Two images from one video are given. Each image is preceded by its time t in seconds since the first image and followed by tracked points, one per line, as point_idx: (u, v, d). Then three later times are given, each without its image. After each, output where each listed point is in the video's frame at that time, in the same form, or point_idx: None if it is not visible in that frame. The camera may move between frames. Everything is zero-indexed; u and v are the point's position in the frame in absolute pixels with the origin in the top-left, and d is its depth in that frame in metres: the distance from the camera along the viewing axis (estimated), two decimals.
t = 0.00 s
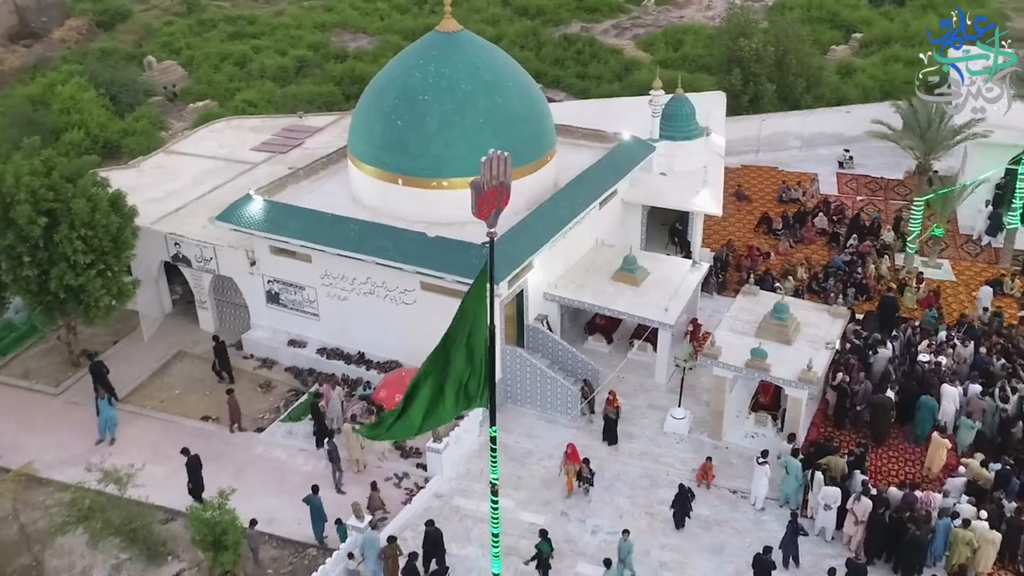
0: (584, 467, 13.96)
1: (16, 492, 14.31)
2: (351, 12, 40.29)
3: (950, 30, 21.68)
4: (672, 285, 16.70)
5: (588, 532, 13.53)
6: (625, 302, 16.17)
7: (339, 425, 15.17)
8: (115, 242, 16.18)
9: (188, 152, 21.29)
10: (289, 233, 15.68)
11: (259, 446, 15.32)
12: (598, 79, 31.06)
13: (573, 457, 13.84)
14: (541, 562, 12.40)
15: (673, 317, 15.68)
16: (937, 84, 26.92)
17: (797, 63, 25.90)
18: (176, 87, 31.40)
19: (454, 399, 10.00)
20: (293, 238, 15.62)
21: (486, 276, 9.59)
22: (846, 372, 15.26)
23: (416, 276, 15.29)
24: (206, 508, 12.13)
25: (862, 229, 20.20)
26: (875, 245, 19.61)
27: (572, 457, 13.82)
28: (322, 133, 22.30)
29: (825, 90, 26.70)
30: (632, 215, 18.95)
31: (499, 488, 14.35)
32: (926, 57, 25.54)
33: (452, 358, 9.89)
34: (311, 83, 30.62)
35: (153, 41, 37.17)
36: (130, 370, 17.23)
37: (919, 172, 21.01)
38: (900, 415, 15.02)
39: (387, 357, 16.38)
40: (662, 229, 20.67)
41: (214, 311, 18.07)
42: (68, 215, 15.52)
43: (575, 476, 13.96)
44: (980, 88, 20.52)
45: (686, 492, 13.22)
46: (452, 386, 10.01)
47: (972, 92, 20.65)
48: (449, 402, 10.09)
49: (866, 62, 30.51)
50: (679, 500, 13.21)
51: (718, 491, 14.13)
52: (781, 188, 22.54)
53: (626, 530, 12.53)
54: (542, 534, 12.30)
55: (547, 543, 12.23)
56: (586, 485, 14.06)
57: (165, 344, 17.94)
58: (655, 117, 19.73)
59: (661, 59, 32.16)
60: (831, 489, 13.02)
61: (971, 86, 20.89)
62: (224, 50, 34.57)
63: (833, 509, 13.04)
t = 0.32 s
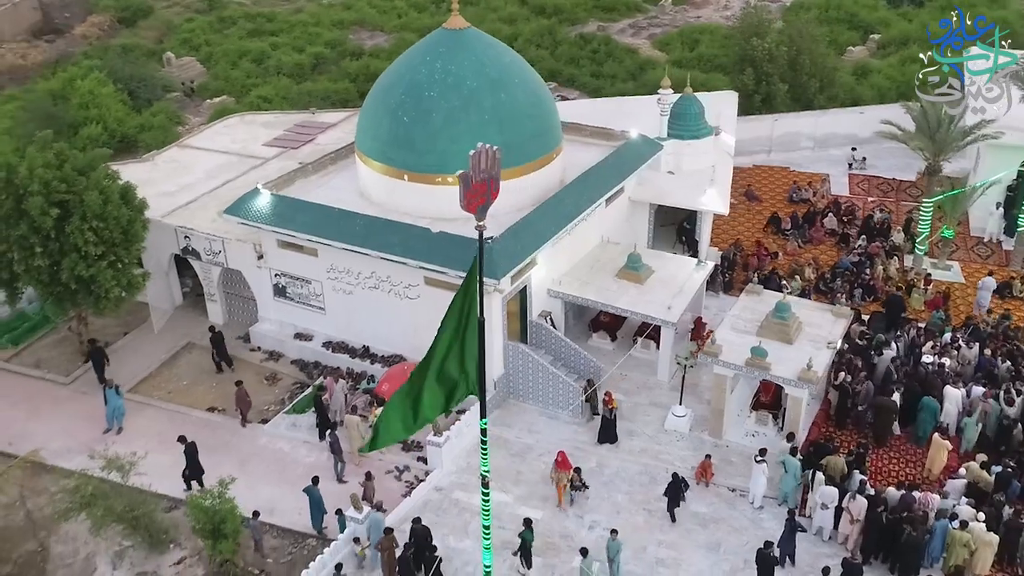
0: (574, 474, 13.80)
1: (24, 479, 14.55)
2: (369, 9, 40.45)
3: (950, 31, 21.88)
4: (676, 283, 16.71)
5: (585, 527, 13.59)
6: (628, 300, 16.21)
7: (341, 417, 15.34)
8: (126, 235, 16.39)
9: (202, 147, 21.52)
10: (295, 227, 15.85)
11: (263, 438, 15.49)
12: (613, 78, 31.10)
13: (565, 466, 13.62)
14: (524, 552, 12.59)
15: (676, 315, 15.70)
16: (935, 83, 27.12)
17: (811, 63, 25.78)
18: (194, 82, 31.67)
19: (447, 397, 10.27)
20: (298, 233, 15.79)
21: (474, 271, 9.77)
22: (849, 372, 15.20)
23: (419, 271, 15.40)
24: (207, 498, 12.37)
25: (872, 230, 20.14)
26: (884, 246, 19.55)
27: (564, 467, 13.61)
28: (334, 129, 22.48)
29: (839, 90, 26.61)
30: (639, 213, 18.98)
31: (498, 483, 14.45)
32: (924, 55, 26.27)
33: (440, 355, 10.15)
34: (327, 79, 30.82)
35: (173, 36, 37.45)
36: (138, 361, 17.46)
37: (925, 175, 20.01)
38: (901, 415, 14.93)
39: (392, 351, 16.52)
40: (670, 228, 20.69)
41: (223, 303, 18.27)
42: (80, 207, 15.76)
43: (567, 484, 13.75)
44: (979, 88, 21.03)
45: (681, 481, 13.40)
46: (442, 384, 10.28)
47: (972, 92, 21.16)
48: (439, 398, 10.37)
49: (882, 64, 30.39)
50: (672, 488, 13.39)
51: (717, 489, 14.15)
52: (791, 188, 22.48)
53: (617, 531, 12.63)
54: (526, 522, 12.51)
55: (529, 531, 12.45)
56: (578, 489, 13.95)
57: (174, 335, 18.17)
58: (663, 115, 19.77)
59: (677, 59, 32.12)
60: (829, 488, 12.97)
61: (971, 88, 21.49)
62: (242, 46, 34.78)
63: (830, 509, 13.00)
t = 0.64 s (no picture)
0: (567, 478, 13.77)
1: (33, 464, 14.84)
2: (387, 7, 40.65)
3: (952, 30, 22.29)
4: (680, 280, 16.75)
5: (582, 521, 13.68)
6: (631, 297, 16.27)
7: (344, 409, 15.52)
8: (138, 226, 16.60)
9: (216, 142, 21.79)
10: (301, 220, 16.07)
11: (268, 428, 15.71)
12: (628, 77, 31.15)
13: (554, 467, 13.70)
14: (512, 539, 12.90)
15: (678, 312, 15.73)
16: (934, 83, 27.15)
17: (824, 63, 25.71)
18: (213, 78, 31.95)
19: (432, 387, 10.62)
20: (305, 226, 16.00)
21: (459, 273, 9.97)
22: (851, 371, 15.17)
23: (423, 265, 15.56)
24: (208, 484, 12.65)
25: (882, 231, 20.09)
26: (893, 247, 19.52)
27: (552, 468, 13.70)
28: (346, 125, 22.68)
29: (852, 90, 26.53)
30: (647, 211, 19.05)
31: (498, 475, 14.57)
32: (923, 56, 26.80)
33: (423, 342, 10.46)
34: (343, 76, 31.05)
35: (193, 32, 37.76)
36: (148, 350, 17.74)
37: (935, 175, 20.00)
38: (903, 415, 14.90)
39: (396, 344, 16.68)
40: (678, 226, 20.72)
41: (232, 295, 18.50)
42: (94, 198, 16.00)
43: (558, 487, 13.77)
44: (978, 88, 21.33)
45: (674, 468, 13.64)
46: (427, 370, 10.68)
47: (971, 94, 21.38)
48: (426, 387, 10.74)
49: (898, 65, 30.29)
50: (666, 477, 13.63)
51: (715, 486, 14.20)
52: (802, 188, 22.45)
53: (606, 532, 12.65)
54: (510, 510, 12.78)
55: (513, 518, 12.72)
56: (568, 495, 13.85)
57: (185, 326, 18.44)
58: (672, 114, 19.84)
59: (693, 58, 32.11)
60: (824, 486, 12.97)
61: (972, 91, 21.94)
62: (261, 42, 34.99)
63: (825, 507, 13.02)
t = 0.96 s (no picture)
0: (553, 480, 13.60)
1: (38, 451, 15.08)
2: (401, 4, 40.79)
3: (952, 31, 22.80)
4: (680, 278, 16.79)
5: (575, 515, 13.77)
6: (630, 294, 16.33)
7: (344, 400, 15.70)
8: (144, 219, 16.77)
9: (225, 137, 22.03)
10: (304, 214, 16.26)
11: (269, 419, 15.90)
12: (639, 76, 31.18)
13: (538, 468, 13.55)
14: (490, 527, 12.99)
15: (676, 310, 15.77)
16: (936, 83, 27.21)
17: (833, 64, 25.66)
18: (227, 73, 32.19)
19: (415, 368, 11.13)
20: (307, 219, 16.19)
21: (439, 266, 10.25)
22: (849, 371, 15.17)
23: (423, 259, 15.69)
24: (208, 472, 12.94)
25: (886, 231, 20.08)
26: (898, 248, 19.50)
27: (536, 469, 13.58)
28: (354, 121, 22.88)
29: (862, 90, 26.48)
30: (650, 209, 19.11)
31: (494, 468, 14.69)
32: (926, 56, 27.09)
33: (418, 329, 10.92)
34: (356, 73, 31.25)
35: (210, 28, 38.05)
36: (153, 341, 17.98)
37: (939, 176, 19.93)
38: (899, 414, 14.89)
39: (397, 338, 16.83)
40: (683, 225, 20.76)
41: (238, 288, 18.71)
42: (102, 190, 16.17)
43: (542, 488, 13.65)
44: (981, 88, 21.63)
45: (663, 456, 13.85)
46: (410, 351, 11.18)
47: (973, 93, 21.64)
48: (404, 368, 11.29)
49: (911, 66, 30.19)
50: (655, 463, 13.86)
51: (709, 483, 14.24)
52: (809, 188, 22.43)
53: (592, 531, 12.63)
54: (489, 497, 12.96)
55: (491, 506, 12.91)
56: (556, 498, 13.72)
57: (191, 318, 18.68)
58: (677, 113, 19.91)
59: (705, 58, 32.09)
60: (816, 483, 12.99)
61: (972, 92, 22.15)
62: (276, 39, 35.19)
63: (817, 504, 13.05)
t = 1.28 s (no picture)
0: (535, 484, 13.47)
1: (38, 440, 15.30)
2: (412, 3, 40.93)
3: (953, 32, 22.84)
4: (677, 275, 16.82)
5: (566, 509, 13.84)
6: (627, 291, 16.38)
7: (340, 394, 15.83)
8: (146, 212, 16.92)
9: (231, 133, 22.23)
10: (304, 209, 16.41)
11: (266, 411, 16.06)
12: (647, 76, 31.19)
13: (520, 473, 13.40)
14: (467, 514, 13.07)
15: (672, 307, 15.81)
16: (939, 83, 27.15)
17: (839, 64, 25.61)
18: (238, 70, 32.41)
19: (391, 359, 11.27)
20: (307, 214, 16.34)
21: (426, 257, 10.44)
22: (844, 370, 15.14)
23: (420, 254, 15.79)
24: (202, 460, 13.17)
25: (889, 232, 20.03)
26: (899, 249, 19.46)
27: (518, 475, 13.41)
28: (359, 118, 23.05)
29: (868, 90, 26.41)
30: (651, 207, 19.17)
31: (486, 462, 14.78)
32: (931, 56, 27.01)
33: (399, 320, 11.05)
34: (365, 71, 31.41)
35: (223, 25, 38.30)
36: (155, 333, 18.19)
37: (941, 177, 19.83)
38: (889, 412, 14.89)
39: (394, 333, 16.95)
40: (684, 223, 20.77)
41: (240, 282, 18.88)
42: (104, 184, 16.32)
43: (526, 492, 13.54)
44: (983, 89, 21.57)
45: (653, 445, 13.96)
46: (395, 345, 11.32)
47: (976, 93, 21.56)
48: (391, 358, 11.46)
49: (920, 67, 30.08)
50: (644, 452, 13.97)
51: (700, 479, 14.28)
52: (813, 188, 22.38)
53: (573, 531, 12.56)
54: (469, 485, 13.02)
55: (469, 493, 12.96)
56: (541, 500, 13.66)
57: (193, 311, 18.88)
58: (678, 111, 19.95)
59: (713, 58, 32.06)
60: (804, 481, 13.00)
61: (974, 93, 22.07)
62: (288, 37, 35.40)
63: (806, 502, 13.01)
